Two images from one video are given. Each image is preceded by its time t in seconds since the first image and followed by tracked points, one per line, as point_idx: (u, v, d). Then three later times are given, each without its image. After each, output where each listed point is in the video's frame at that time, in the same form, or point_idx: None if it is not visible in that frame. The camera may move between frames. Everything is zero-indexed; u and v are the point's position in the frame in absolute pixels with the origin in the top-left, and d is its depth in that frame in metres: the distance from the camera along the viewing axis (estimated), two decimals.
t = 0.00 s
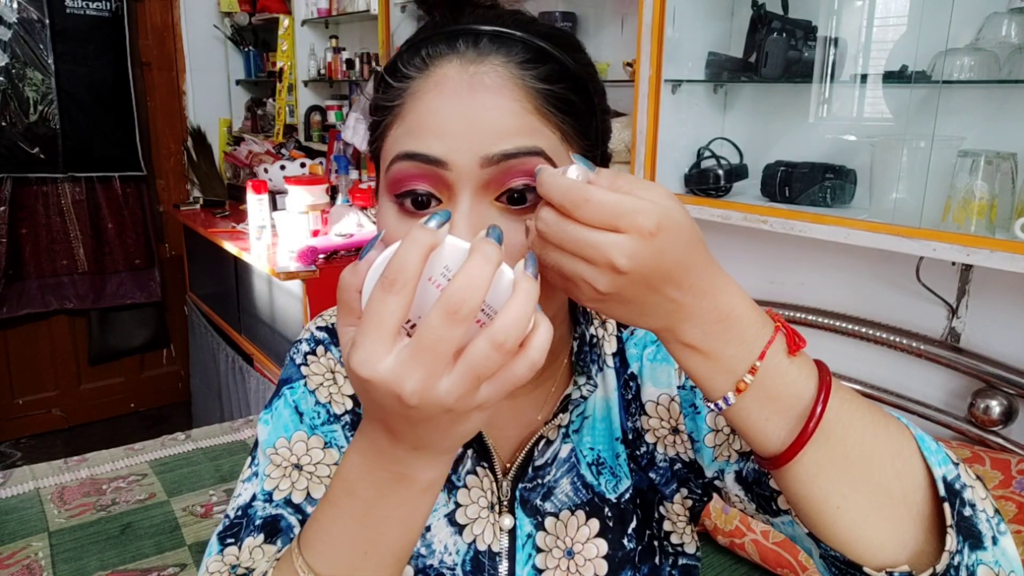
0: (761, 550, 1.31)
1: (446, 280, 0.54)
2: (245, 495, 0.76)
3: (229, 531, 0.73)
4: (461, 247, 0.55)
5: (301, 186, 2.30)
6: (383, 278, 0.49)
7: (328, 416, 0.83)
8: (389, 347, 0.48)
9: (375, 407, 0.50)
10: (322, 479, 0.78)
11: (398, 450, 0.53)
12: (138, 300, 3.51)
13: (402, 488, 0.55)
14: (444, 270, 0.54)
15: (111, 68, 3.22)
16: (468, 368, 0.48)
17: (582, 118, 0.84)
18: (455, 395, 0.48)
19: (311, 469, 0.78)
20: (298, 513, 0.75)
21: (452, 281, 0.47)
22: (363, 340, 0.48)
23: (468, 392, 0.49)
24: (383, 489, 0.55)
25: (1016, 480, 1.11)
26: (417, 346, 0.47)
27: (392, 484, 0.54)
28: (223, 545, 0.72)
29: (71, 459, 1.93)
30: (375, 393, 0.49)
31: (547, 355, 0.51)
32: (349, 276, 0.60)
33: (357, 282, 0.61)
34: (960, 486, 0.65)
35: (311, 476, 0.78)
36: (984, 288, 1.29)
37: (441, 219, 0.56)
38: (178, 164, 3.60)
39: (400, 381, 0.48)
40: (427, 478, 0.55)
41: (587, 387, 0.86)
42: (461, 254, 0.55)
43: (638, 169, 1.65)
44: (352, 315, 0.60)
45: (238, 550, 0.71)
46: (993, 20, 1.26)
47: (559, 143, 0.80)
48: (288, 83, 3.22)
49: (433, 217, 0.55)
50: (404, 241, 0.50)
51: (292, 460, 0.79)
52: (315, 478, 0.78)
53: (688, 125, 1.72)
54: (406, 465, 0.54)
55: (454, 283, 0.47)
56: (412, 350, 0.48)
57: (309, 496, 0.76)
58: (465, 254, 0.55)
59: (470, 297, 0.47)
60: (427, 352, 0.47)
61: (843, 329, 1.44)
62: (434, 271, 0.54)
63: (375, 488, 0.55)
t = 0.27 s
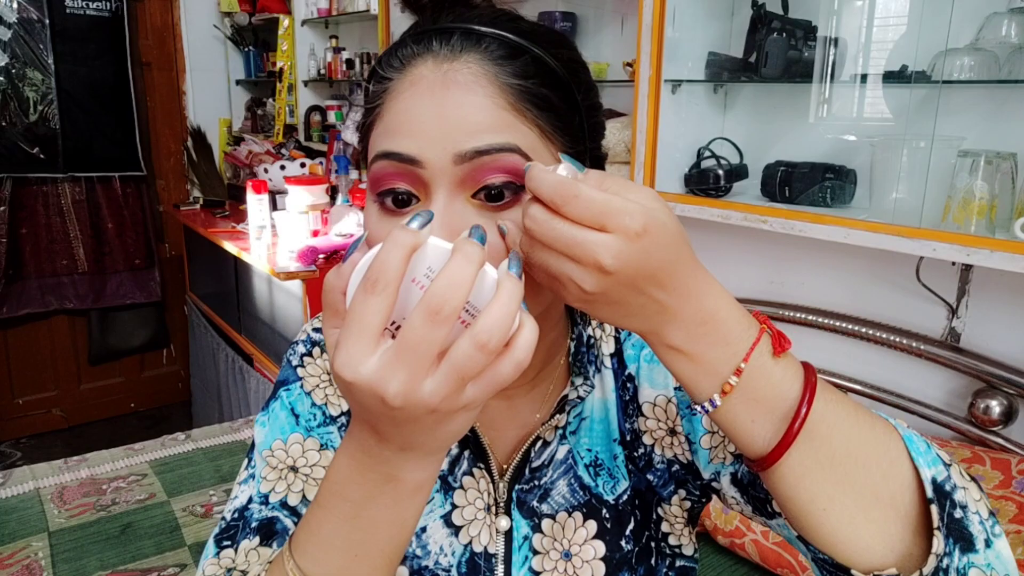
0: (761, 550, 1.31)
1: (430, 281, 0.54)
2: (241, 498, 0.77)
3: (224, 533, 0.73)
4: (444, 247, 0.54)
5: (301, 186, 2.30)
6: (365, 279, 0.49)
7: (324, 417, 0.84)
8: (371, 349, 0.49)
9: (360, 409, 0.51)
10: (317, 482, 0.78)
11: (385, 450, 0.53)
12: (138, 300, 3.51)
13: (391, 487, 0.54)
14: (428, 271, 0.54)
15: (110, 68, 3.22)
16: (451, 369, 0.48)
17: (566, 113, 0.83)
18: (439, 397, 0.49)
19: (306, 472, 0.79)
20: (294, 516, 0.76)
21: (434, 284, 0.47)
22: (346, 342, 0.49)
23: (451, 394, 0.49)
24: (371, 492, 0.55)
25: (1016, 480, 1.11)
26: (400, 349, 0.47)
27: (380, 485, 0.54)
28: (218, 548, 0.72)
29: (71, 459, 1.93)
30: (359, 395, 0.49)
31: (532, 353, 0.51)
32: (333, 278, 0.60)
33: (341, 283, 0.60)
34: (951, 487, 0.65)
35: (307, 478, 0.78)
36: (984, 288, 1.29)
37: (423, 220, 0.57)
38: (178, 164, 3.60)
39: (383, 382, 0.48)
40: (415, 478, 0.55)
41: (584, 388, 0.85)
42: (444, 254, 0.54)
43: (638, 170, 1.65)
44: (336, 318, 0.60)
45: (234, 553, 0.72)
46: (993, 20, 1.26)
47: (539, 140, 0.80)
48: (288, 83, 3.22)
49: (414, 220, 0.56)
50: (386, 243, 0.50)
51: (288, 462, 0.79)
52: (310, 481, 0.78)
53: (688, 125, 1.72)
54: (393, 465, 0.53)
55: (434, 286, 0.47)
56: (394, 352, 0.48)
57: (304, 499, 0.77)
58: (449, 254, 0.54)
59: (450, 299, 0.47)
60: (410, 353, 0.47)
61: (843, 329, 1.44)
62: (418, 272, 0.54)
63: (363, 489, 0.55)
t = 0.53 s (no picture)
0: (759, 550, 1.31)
1: (462, 514, 0.54)
2: (241, 553, 0.77)
3: None
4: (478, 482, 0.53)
5: (301, 185, 2.30)
6: (390, 534, 0.51)
7: (324, 473, 0.79)
8: None
9: None
10: (318, 550, 0.76)
11: None
12: (138, 300, 3.51)
13: None
14: (459, 505, 0.54)
15: (110, 68, 3.22)
16: None
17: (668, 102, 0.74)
18: None
19: (306, 539, 0.76)
20: None
21: (466, 553, 0.51)
22: None
23: None
24: None
25: (1016, 480, 1.11)
26: None
27: None
28: None
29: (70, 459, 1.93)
30: None
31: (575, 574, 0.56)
32: (341, 481, 0.58)
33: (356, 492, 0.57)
34: None
35: (306, 544, 0.76)
36: (984, 288, 1.29)
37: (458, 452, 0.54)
38: (178, 164, 3.60)
39: None
40: None
41: (625, 454, 0.86)
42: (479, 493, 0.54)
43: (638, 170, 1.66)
44: (351, 521, 0.58)
45: None
46: (993, 20, 1.26)
47: (634, 135, 0.71)
48: (288, 83, 3.23)
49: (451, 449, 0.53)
50: (411, 497, 0.51)
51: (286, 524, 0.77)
52: (310, 550, 0.76)
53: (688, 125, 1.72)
54: None
55: (466, 558, 0.51)
56: None
57: (305, 569, 0.76)
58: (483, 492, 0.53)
59: (483, 567, 0.51)
60: None
61: (843, 329, 1.44)
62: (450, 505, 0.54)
63: None
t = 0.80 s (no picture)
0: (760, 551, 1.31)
1: (468, 461, 0.54)
2: (244, 527, 0.80)
3: (227, 564, 0.79)
4: (488, 429, 0.54)
5: (301, 185, 2.30)
6: (396, 473, 0.51)
7: (331, 449, 0.83)
8: (398, 538, 0.53)
9: None
10: (323, 526, 0.80)
11: None
12: (138, 300, 3.51)
13: None
14: (467, 451, 0.54)
15: (110, 68, 3.22)
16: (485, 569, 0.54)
17: (655, 67, 0.79)
18: None
19: (311, 513, 0.80)
20: (298, 561, 0.79)
21: (469, 495, 0.50)
22: (375, 533, 0.53)
23: None
24: None
25: (1016, 480, 1.11)
26: (431, 547, 0.52)
27: None
28: None
29: (71, 459, 1.93)
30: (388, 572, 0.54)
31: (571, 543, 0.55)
32: (353, 429, 0.57)
33: (363, 443, 0.57)
34: None
35: (311, 519, 0.80)
36: (984, 288, 1.29)
37: (469, 393, 0.53)
38: (178, 164, 3.60)
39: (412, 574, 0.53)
40: None
41: (631, 425, 0.86)
42: (485, 439, 0.54)
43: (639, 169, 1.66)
44: (360, 471, 0.58)
45: None
46: (993, 20, 1.26)
47: (634, 92, 0.76)
48: (288, 83, 3.23)
49: (461, 390, 0.53)
50: (421, 434, 0.50)
51: (291, 500, 0.81)
52: (314, 524, 0.80)
53: (688, 125, 1.72)
54: None
55: (471, 498, 0.50)
56: (422, 548, 0.52)
57: (308, 544, 0.80)
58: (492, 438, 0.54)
59: (486, 510, 0.50)
60: (442, 556, 0.52)
61: (843, 329, 1.44)
62: (456, 450, 0.54)
63: None
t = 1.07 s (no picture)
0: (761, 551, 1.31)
1: (464, 371, 0.53)
2: (249, 517, 0.79)
3: (232, 554, 0.77)
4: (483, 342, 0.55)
5: (302, 185, 2.30)
6: (400, 371, 0.49)
7: (336, 438, 0.84)
8: (399, 442, 0.49)
9: (384, 496, 0.51)
10: (329, 510, 0.81)
11: (405, 526, 0.53)
12: (138, 300, 3.51)
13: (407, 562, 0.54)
14: (464, 362, 0.54)
15: (110, 68, 3.22)
16: (481, 470, 0.49)
17: (624, 87, 0.76)
18: (465, 495, 0.50)
19: (318, 497, 0.81)
20: (304, 545, 0.78)
21: (472, 385, 0.48)
22: (374, 433, 0.49)
23: (478, 492, 0.50)
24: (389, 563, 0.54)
25: (1016, 479, 1.11)
26: (430, 447, 0.49)
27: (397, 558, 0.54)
28: (227, 569, 0.76)
29: (70, 459, 1.93)
30: (385, 485, 0.50)
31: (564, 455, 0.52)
32: (361, 354, 0.58)
33: (371, 361, 0.57)
34: None
35: (318, 504, 0.81)
36: (984, 288, 1.29)
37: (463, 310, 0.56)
38: (178, 165, 3.60)
39: (409, 480, 0.49)
40: (431, 553, 0.54)
41: (620, 418, 0.87)
42: (481, 349, 0.54)
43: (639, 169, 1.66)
44: (365, 395, 0.57)
45: None
46: (993, 20, 1.26)
47: (593, 115, 0.73)
48: (288, 83, 3.23)
49: (457, 308, 0.56)
50: (426, 335, 0.50)
51: (298, 486, 0.81)
52: (321, 508, 0.81)
53: (688, 125, 1.72)
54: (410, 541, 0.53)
55: (472, 390, 0.48)
56: (423, 450, 0.49)
57: (315, 528, 0.79)
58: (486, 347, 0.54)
59: (486, 400, 0.48)
60: (440, 454, 0.49)
61: (843, 329, 1.44)
62: (453, 361, 0.53)
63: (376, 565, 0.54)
